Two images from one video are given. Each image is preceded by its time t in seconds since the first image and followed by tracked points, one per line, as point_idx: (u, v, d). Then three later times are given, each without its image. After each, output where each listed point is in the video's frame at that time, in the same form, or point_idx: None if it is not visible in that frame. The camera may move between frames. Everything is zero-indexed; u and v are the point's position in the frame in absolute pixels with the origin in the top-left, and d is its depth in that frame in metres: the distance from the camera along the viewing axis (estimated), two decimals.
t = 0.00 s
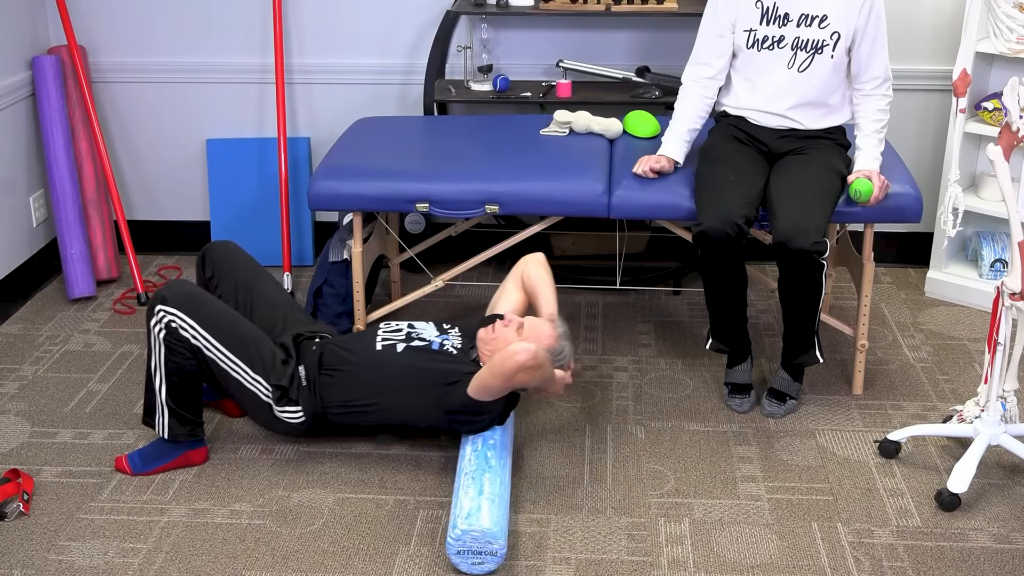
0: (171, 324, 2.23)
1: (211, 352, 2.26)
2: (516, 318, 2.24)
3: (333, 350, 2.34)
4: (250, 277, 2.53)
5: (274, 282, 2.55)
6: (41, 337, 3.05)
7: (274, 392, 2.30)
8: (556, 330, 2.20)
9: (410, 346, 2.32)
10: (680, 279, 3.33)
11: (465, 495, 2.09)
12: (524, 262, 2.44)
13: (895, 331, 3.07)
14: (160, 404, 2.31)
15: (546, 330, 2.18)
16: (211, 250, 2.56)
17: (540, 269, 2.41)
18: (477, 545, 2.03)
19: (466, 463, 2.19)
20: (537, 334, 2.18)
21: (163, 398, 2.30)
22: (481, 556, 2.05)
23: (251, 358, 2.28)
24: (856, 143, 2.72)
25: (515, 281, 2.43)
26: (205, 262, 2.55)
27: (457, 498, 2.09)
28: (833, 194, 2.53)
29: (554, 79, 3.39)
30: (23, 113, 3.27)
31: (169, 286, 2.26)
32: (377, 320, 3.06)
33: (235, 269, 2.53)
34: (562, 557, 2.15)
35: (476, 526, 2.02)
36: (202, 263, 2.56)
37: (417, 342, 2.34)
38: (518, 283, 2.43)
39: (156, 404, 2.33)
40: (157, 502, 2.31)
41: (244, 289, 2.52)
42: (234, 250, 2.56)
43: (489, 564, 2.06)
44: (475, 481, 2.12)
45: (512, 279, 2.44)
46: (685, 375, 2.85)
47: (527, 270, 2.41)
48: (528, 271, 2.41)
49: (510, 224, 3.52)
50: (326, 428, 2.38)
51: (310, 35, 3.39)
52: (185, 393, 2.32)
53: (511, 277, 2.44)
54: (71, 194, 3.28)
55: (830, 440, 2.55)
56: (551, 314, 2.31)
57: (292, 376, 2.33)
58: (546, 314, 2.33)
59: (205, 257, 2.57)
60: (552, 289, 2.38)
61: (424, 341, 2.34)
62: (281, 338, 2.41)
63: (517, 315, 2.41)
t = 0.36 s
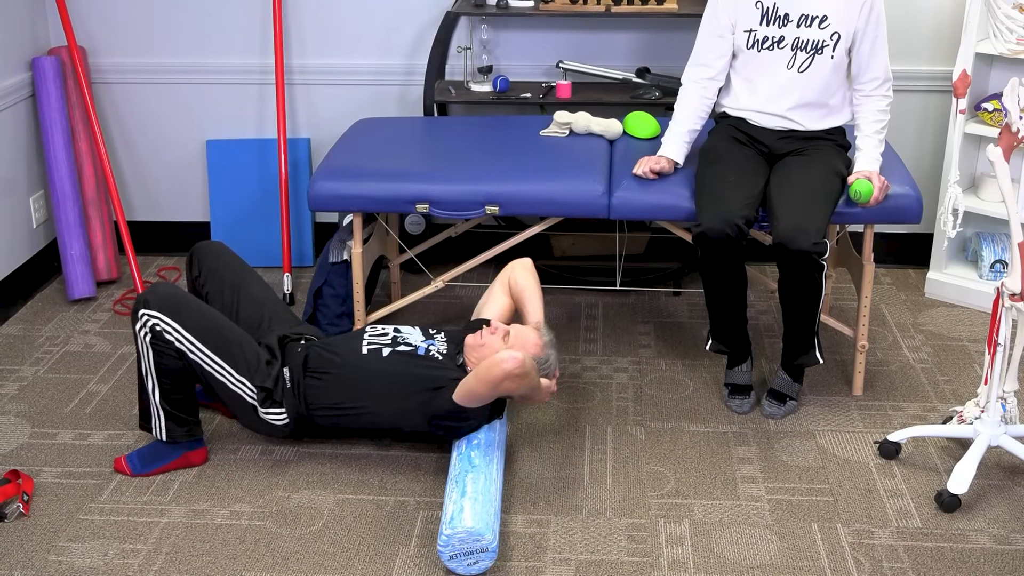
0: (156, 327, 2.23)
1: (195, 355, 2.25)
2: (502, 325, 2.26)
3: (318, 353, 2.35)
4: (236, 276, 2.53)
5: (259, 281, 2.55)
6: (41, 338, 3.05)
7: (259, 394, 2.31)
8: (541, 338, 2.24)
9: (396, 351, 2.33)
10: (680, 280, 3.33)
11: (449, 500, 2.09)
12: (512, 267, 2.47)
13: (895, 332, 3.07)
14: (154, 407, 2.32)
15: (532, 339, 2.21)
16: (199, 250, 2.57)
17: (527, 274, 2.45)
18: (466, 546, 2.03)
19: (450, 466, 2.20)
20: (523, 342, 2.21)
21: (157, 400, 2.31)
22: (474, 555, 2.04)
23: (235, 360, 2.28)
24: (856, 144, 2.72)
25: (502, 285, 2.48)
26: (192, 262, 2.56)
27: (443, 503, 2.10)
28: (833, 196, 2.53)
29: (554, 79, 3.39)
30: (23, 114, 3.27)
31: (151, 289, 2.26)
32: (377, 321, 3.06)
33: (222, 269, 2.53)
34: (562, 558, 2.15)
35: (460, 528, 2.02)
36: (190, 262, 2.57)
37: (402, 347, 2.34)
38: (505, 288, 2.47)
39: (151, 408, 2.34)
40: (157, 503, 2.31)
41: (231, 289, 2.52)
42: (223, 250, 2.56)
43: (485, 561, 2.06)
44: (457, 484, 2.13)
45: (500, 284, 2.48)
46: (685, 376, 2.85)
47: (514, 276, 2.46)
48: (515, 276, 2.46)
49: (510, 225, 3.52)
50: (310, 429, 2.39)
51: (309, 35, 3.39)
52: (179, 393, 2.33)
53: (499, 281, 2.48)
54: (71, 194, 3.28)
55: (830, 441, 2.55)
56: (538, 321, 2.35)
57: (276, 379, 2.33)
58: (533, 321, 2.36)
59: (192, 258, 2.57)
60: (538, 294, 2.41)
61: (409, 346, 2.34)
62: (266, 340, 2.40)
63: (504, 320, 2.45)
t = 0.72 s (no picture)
0: (154, 328, 2.22)
1: (194, 354, 2.25)
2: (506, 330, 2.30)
3: (320, 350, 2.36)
4: (236, 276, 2.52)
5: (259, 280, 2.54)
6: (41, 338, 3.05)
7: (258, 392, 2.31)
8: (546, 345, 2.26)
9: (398, 349, 2.34)
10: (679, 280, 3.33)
11: (450, 500, 2.09)
12: (518, 272, 2.49)
13: (895, 332, 3.07)
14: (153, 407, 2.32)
15: (536, 345, 2.23)
16: (199, 250, 2.56)
17: (533, 280, 2.47)
18: (467, 546, 2.03)
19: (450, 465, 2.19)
20: (527, 348, 2.23)
21: (156, 400, 2.31)
22: (475, 556, 2.04)
23: (234, 359, 2.28)
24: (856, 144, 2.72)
25: (507, 289, 2.49)
26: (191, 263, 2.55)
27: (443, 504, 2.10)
28: (833, 197, 2.53)
29: (554, 80, 3.39)
30: (23, 114, 3.27)
31: (150, 289, 2.25)
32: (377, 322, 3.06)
33: (221, 269, 2.53)
34: (562, 559, 2.15)
35: (462, 528, 2.02)
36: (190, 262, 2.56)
37: (405, 345, 2.35)
38: (510, 291, 2.49)
39: (150, 408, 2.34)
40: (157, 503, 2.31)
41: (231, 289, 2.51)
42: (222, 250, 2.55)
43: (487, 561, 2.06)
44: (458, 485, 2.12)
45: (505, 288, 2.50)
46: (685, 376, 2.85)
47: (520, 280, 2.47)
48: (521, 281, 2.47)
49: (510, 226, 3.52)
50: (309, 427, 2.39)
51: (309, 35, 3.39)
52: (179, 393, 2.33)
53: (504, 285, 2.50)
54: (71, 195, 3.28)
55: (830, 441, 2.55)
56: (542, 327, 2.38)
57: (275, 377, 2.34)
58: (538, 328, 2.38)
59: (192, 258, 2.57)
60: (543, 299, 2.43)
61: (412, 345, 2.35)
62: (265, 339, 2.42)
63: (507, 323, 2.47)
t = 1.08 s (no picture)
0: (169, 326, 2.21)
1: (212, 353, 2.24)
2: (532, 332, 2.29)
3: (337, 345, 2.36)
4: (252, 277, 2.52)
5: (275, 281, 2.54)
6: (41, 338, 3.05)
7: (277, 390, 2.28)
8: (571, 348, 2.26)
9: (418, 344, 2.33)
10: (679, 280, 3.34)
11: (474, 495, 2.08)
12: (542, 273, 2.48)
13: (895, 332, 3.07)
14: (158, 406, 2.32)
15: (563, 346, 2.23)
16: (213, 251, 2.55)
17: (557, 282, 2.46)
18: (483, 547, 2.04)
19: (475, 460, 2.18)
20: (554, 349, 2.22)
21: (161, 400, 2.31)
22: (486, 558, 2.05)
23: (252, 358, 2.25)
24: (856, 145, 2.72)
25: (531, 290, 2.48)
26: (207, 263, 2.54)
27: (466, 497, 2.09)
28: (833, 197, 2.53)
29: (554, 80, 3.40)
30: (23, 114, 3.27)
31: (166, 287, 2.24)
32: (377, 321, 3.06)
33: (235, 270, 2.52)
34: (562, 559, 2.15)
35: (485, 528, 2.03)
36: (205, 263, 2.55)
37: (424, 340, 2.35)
38: (533, 293, 2.48)
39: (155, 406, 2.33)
40: (157, 503, 2.31)
41: (248, 291, 2.51)
42: (237, 250, 2.55)
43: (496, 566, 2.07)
44: (482, 482, 2.11)
45: (528, 288, 2.49)
46: (685, 376, 2.85)
47: (545, 283, 2.46)
48: (546, 283, 2.46)
49: (510, 226, 3.52)
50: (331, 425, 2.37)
51: (309, 35, 3.39)
52: (184, 393, 2.32)
53: (528, 286, 2.49)
54: (71, 194, 3.28)
55: (830, 441, 2.55)
56: (564, 331, 2.36)
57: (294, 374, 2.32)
58: (561, 331, 2.35)
59: (206, 258, 2.55)
60: (566, 302, 2.42)
61: (432, 340, 2.35)
62: (284, 337, 2.40)
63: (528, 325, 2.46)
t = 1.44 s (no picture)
0: (196, 326, 2.22)
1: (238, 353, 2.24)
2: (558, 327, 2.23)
3: (363, 345, 2.34)
4: (276, 280, 2.51)
5: (300, 285, 2.53)
6: (41, 338, 3.05)
7: (304, 392, 2.27)
8: (597, 341, 2.19)
9: (444, 341, 2.30)
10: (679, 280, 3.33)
11: (510, 496, 2.09)
12: (566, 270, 2.41)
13: (895, 332, 3.07)
14: (167, 404, 2.31)
15: (589, 340, 2.17)
16: (236, 253, 2.53)
17: (581, 278, 2.39)
18: (506, 550, 2.04)
19: (507, 458, 2.20)
20: (579, 343, 2.17)
21: (172, 399, 2.30)
22: (502, 560, 2.05)
23: (280, 360, 2.25)
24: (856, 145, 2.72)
25: (556, 287, 2.42)
26: (230, 266, 2.51)
27: (500, 496, 2.09)
28: (833, 197, 2.53)
29: (554, 80, 3.39)
30: (23, 114, 3.27)
31: (196, 287, 2.25)
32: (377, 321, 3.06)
33: (261, 273, 2.50)
34: (563, 559, 2.15)
35: (518, 533, 2.03)
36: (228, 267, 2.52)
37: (450, 337, 2.32)
38: (558, 289, 2.41)
39: (162, 402, 2.33)
40: (157, 503, 2.31)
41: (273, 293, 2.50)
42: (259, 253, 2.53)
43: (503, 570, 2.07)
44: (516, 487, 2.12)
45: (553, 285, 2.42)
46: (685, 376, 2.85)
47: (568, 279, 2.39)
48: (570, 280, 2.39)
49: (510, 226, 3.52)
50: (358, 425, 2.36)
51: (310, 36, 3.39)
52: (195, 394, 2.32)
53: (553, 282, 2.43)
54: (71, 194, 3.27)
55: (830, 441, 2.55)
56: (590, 326, 2.29)
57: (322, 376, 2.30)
58: (586, 327, 2.29)
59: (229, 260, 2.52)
60: (591, 299, 2.34)
61: (458, 337, 2.32)
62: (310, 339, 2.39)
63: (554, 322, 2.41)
